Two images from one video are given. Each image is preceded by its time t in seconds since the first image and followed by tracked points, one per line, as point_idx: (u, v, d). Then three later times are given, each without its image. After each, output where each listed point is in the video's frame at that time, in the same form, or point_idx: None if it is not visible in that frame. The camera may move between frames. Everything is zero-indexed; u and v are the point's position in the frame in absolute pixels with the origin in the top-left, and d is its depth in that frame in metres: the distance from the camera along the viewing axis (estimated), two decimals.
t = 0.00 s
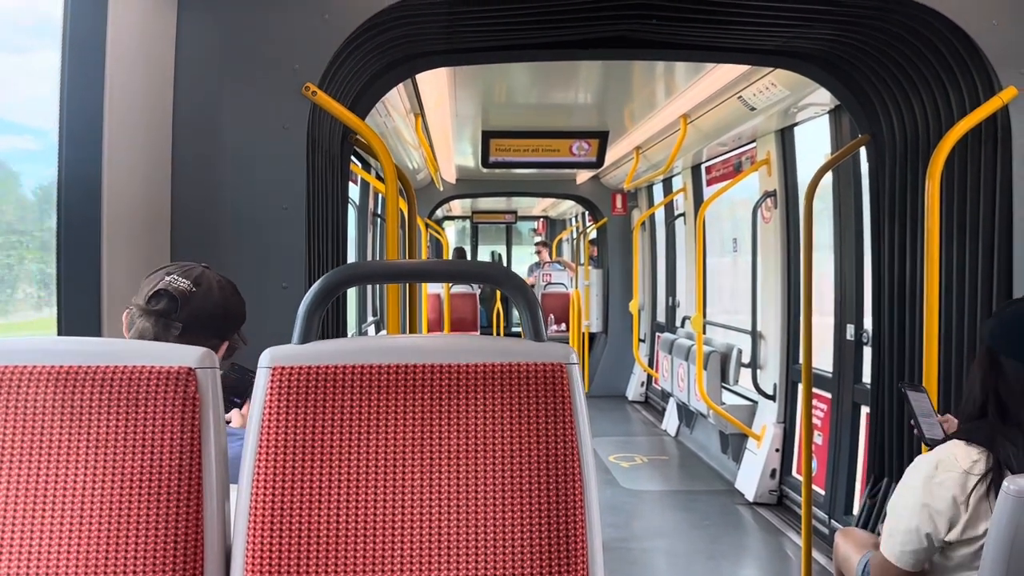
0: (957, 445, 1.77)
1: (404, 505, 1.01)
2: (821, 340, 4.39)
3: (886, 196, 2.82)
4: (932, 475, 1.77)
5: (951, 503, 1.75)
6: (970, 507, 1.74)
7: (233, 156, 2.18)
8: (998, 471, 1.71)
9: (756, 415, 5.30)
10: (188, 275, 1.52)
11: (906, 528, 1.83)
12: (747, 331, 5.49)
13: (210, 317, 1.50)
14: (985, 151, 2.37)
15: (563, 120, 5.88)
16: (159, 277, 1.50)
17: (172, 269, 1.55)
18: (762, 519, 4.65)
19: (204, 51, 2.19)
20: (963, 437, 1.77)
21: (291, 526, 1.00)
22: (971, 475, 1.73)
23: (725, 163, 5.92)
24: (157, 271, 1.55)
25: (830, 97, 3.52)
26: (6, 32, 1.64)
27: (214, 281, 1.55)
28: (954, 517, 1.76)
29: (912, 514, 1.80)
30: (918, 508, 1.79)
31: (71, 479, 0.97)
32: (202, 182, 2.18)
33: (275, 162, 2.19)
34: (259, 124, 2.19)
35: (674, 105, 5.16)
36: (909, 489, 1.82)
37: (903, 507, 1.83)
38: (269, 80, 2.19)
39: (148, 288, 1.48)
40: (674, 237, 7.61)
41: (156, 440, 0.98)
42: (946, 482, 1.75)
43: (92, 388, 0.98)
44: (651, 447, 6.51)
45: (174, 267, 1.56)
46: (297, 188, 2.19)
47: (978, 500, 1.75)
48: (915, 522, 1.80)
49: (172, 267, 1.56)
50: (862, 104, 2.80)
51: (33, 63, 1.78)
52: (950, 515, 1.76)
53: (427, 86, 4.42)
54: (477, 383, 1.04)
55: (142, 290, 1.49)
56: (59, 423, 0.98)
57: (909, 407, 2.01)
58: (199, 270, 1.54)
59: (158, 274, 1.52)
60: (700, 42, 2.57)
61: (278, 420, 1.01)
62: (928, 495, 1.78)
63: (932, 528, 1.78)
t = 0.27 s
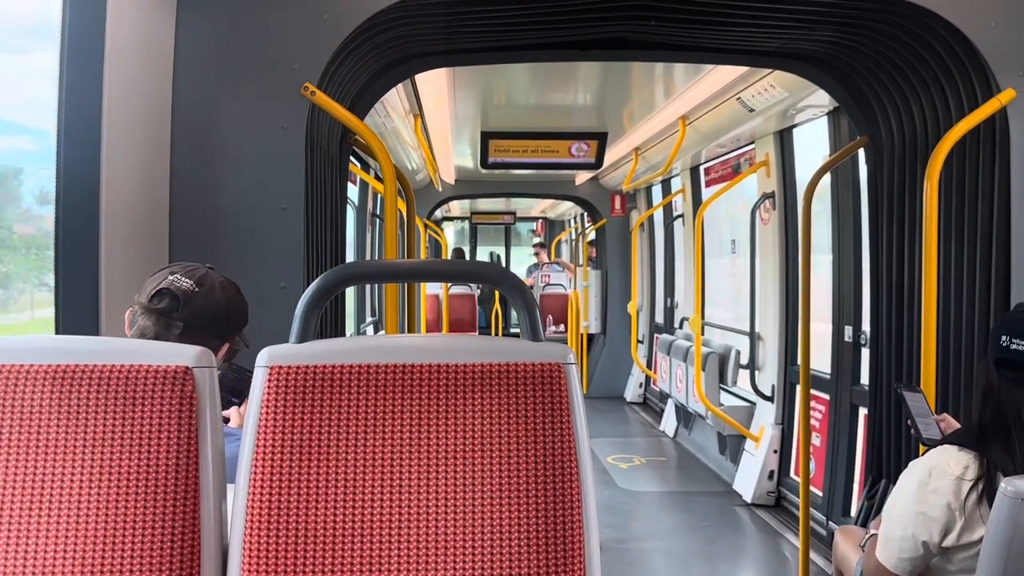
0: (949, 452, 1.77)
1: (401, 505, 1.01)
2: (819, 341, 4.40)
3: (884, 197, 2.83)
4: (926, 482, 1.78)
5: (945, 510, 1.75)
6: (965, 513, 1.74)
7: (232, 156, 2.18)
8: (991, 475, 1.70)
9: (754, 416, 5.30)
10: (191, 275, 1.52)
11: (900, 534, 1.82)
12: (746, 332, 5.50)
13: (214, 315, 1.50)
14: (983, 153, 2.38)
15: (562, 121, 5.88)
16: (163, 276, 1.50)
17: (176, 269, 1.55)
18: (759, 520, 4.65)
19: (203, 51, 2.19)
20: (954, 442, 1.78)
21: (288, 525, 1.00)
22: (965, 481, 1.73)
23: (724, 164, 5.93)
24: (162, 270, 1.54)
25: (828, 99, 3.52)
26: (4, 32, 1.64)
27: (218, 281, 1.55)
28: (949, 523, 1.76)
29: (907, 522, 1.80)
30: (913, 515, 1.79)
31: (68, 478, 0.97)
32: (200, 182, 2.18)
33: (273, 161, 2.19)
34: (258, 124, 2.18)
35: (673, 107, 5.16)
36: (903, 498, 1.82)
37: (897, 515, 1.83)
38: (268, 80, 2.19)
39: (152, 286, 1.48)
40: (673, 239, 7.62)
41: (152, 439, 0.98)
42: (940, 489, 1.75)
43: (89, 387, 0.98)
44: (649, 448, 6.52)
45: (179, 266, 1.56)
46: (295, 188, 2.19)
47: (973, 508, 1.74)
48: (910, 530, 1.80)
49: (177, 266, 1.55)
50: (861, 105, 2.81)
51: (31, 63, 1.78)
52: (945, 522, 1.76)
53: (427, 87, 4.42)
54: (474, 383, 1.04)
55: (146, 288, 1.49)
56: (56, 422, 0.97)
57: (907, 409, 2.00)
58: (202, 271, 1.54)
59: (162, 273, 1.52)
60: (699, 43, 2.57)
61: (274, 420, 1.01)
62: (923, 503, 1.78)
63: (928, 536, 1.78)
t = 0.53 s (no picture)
0: (948, 454, 1.77)
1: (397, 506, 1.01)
2: (817, 342, 4.40)
3: (882, 198, 2.83)
4: (925, 485, 1.78)
5: (944, 512, 1.75)
6: (964, 515, 1.75)
7: (231, 156, 2.18)
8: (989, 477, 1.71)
9: (752, 417, 5.31)
10: (194, 276, 1.52)
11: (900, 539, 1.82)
12: (744, 333, 5.51)
13: (213, 318, 1.50)
14: (981, 155, 2.38)
15: (561, 122, 5.89)
16: (166, 277, 1.52)
17: (180, 269, 1.56)
18: (757, 521, 4.65)
19: (202, 51, 2.19)
20: (952, 444, 1.78)
21: (285, 525, 1.00)
22: (963, 483, 1.74)
23: (722, 165, 5.94)
24: (166, 270, 1.56)
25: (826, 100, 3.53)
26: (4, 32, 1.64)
27: (220, 283, 1.56)
28: (949, 525, 1.76)
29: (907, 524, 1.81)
30: (912, 517, 1.79)
31: (65, 477, 0.97)
32: (198, 181, 2.18)
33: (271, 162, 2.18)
34: (256, 125, 2.18)
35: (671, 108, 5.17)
36: (902, 501, 1.82)
37: (896, 518, 1.83)
38: (267, 80, 2.19)
39: (154, 287, 1.49)
40: (671, 240, 7.62)
41: (149, 439, 0.98)
42: (938, 492, 1.76)
43: (86, 387, 0.98)
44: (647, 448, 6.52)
45: (182, 267, 1.56)
46: (294, 188, 2.19)
47: (972, 510, 1.75)
48: (910, 533, 1.80)
49: (180, 267, 1.56)
50: (859, 107, 2.81)
51: (30, 62, 1.78)
52: (944, 525, 1.76)
53: (426, 87, 4.42)
54: (471, 384, 1.04)
55: (149, 288, 1.50)
56: (53, 422, 0.97)
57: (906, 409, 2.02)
58: (205, 272, 1.54)
59: (165, 273, 1.53)
60: (698, 45, 2.57)
61: (272, 419, 1.01)
62: (921, 506, 1.78)
63: (928, 538, 1.78)
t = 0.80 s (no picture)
0: (948, 454, 1.77)
1: (395, 506, 1.01)
2: (816, 343, 4.40)
3: (881, 199, 2.83)
4: (925, 486, 1.78)
5: (944, 513, 1.75)
6: (964, 516, 1.75)
7: (230, 156, 2.18)
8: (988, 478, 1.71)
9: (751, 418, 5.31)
10: (195, 278, 1.52)
11: (899, 541, 1.82)
12: (742, 334, 5.51)
13: (213, 320, 1.50)
14: (981, 157, 2.38)
15: (560, 123, 5.89)
16: (167, 278, 1.52)
17: (181, 271, 1.56)
18: (755, 522, 4.66)
19: (202, 51, 2.19)
20: (953, 445, 1.78)
21: (284, 525, 1.00)
22: (963, 484, 1.73)
23: (721, 166, 5.94)
24: (168, 271, 1.57)
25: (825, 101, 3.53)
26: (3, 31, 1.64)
27: (221, 285, 1.56)
28: (947, 527, 1.76)
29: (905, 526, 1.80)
30: (911, 519, 1.79)
31: (64, 478, 0.97)
32: (197, 182, 2.18)
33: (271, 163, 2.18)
34: (255, 126, 2.18)
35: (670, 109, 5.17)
36: (900, 502, 1.82)
37: (896, 519, 1.83)
38: (266, 81, 2.19)
39: (155, 288, 1.49)
40: (670, 241, 7.63)
41: (148, 439, 0.98)
42: (938, 493, 1.76)
43: (85, 388, 0.98)
44: (646, 449, 6.52)
45: (183, 269, 1.57)
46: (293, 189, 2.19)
47: (971, 510, 1.75)
48: (908, 535, 1.80)
49: (181, 269, 1.57)
50: (858, 108, 2.81)
51: (29, 62, 1.78)
52: (943, 526, 1.76)
53: (425, 88, 4.42)
54: (471, 385, 1.04)
55: (149, 290, 1.51)
56: (51, 423, 0.97)
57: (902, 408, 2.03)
58: (206, 274, 1.55)
59: (166, 274, 1.53)
60: (697, 46, 2.58)
61: (270, 420, 1.01)
62: (921, 507, 1.78)
63: (927, 540, 1.78)
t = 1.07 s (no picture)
0: (948, 459, 1.77)
1: (394, 507, 1.01)
2: (815, 343, 4.40)
3: (880, 200, 2.83)
4: (924, 492, 1.78)
5: (944, 519, 1.75)
6: (965, 521, 1.75)
7: (230, 156, 2.18)
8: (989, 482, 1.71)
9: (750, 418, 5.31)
10: (196, 279, 1.53)
11: (899, 547, 1.82)
12: (742, 334, 5.51)
13: (213, 321, 1.50)
14: (979, 158, 2.39)
15: (559, 124, 5.89)
16: (168, 279, 1.53)
17: (181, 272, 1.56)
18: (754, 522, 4.66)
19: (201, 52, 2.19)
20: (953, 449, 1.78)
21: (283, 526, 1.00)
22: (964, 490, 1.74)
23: (720, 166, 5.94)
24: (168, 272, 1.57)
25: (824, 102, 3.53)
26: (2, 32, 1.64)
27: (222, 286, 1.56)
28: (949, 532, 1.76)
29: (904, 532, 1.81)
30: (912, 525, 1.79)
31: (63, 478, 0.97)
32: (197, 183, 2.18)
33: (270, 164, 2.18)
34: (254, 127, 2.18)
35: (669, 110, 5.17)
36: (901, 507, 1.82)
37: (897, 524, 1.83)
38: (265, 82, 2.19)
39: (156, 289, 1.49)
40: (669, 241, 7.63)
41: (147, 440, 0.97)
42: (938, 499, 1.76)
43: (84, 388, 0.97)
44: (645, 450, 6.52)
45: (184, 270, 1.57)
46: (293, 189, 2.19)
47: (971, 516, 1.75)
48: (908, 540, 1.80)
49: (181, 270, 1.57)
50: (857, 108, 2.81)
51: (28, 62, 1.78)
52: (945, 532, 1.76)
53: (423, 89, 4.42)
54: (470, 385, 1.04)
55: (150, 291, 1.51)
56: (51, 423, 0.97)
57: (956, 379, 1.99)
58: (207, 276, 1.55)
59: (167, 276, 1.54)
60: (696, 47, 2.58)
61: (270, 420, 1.01)
62: (921, 513, 1.78)
63: (928, 546, 1.78)
